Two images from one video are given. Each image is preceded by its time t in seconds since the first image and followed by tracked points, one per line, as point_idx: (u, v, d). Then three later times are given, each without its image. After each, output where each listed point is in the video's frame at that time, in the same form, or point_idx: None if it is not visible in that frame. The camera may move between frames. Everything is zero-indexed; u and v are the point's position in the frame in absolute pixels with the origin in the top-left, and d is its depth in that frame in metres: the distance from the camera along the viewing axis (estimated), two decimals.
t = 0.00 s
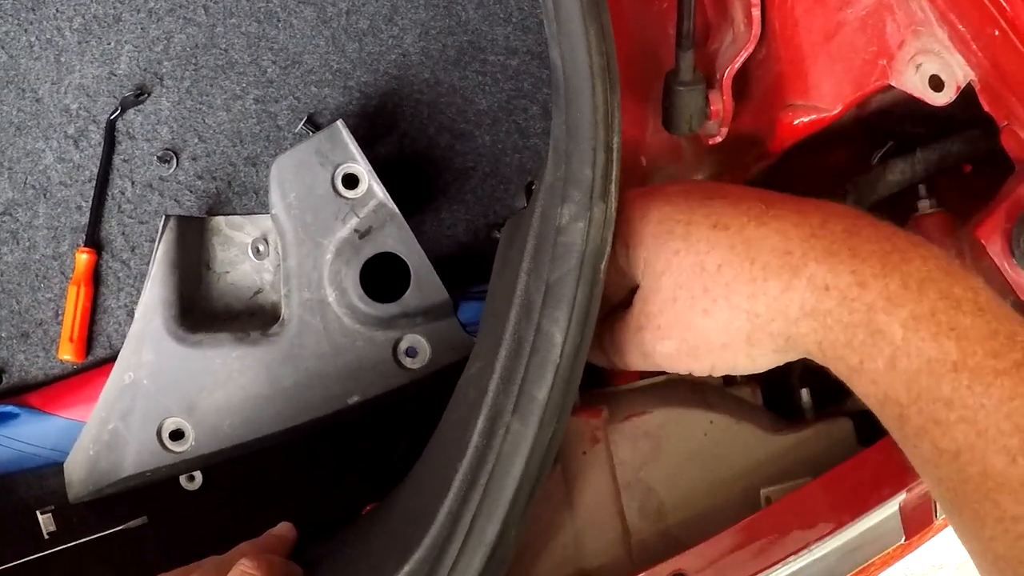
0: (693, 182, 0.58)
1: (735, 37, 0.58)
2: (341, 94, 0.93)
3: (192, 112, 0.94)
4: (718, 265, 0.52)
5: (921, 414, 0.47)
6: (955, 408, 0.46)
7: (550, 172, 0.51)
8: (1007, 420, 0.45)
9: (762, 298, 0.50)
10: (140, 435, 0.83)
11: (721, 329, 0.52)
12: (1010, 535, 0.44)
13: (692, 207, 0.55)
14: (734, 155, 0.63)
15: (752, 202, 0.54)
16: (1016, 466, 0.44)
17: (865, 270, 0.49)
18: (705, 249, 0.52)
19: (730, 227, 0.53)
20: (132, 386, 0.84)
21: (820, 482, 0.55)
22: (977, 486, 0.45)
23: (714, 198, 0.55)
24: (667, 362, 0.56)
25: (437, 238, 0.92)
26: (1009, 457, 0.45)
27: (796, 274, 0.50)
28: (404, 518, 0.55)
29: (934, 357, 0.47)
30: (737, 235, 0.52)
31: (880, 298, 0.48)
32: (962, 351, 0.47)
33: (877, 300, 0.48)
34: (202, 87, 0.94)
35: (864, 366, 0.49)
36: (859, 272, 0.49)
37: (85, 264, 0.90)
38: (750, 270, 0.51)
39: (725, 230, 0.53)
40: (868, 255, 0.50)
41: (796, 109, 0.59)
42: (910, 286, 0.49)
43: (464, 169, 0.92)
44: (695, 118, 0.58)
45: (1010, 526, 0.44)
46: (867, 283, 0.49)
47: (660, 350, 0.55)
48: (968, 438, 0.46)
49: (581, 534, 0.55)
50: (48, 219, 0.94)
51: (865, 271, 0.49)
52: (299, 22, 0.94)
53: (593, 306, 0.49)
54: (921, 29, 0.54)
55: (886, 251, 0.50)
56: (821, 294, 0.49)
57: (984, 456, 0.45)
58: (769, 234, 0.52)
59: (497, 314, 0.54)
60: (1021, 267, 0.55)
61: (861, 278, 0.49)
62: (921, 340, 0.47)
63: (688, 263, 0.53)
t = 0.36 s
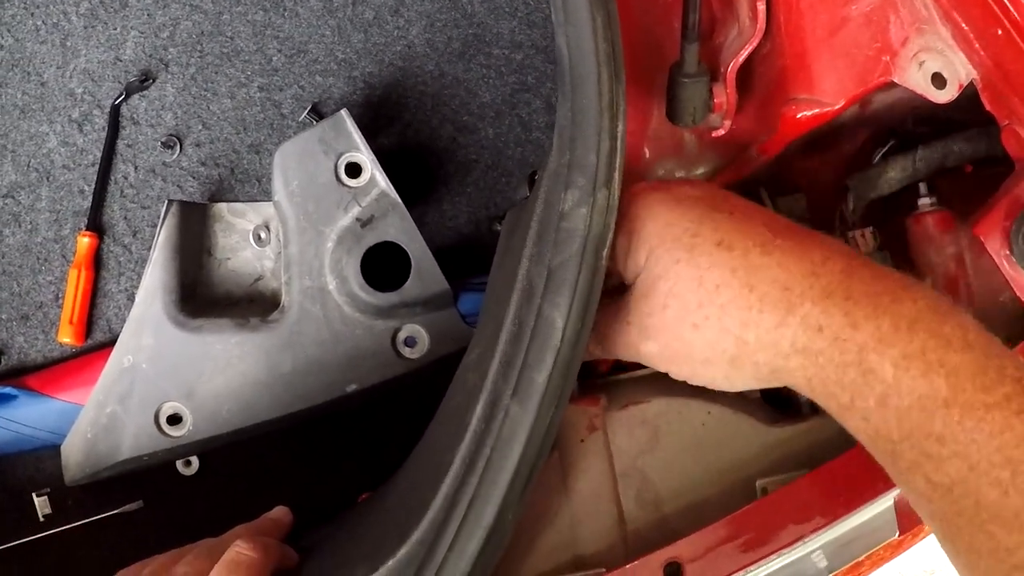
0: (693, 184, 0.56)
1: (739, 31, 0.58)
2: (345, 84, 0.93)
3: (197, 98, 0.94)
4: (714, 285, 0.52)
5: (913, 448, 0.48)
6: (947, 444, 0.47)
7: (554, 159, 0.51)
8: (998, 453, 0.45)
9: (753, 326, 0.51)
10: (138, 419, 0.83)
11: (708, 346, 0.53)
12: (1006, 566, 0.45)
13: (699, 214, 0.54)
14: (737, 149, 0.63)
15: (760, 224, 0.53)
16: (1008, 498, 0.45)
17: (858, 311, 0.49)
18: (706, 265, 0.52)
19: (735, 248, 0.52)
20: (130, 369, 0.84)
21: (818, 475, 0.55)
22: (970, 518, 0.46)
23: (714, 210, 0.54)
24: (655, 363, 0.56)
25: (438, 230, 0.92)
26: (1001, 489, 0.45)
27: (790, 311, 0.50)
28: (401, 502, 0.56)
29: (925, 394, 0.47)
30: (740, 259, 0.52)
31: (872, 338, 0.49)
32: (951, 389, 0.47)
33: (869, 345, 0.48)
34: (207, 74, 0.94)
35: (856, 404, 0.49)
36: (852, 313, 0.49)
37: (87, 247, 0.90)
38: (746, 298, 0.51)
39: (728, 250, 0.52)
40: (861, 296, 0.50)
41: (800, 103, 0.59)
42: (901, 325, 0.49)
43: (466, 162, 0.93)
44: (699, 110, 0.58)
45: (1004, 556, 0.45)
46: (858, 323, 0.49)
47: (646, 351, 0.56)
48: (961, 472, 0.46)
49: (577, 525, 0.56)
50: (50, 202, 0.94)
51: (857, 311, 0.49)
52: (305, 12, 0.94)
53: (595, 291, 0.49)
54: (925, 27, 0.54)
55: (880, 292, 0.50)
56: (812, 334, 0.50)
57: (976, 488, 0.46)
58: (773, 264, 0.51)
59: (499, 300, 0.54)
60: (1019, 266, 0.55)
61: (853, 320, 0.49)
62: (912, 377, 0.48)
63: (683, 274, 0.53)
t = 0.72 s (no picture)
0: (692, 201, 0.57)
1: (746, 31, 0.59)
2: (351, 77, 0.94)
3: (203, 88, 0.95)
4: (706, 322, 0.52)
5: (897, 491, 0.47)
6: (930, 488, 0.46)
7: (561, 151, 0.52)
8: (982, 497, 0.45)
9: (742, 367, 0.51)
10: (138, 406, 0.84)
11: (697, 380, 0.53)
12: None
13: (698, 249, 0.54)
14: (740, 147, 0.63)
15: (758, 267, 0.53)
16: (990, 540, 0.45)
17: (846, 358, 0.49)
18: (702, 302, 0.52)
19: (732, 287, 0.52)
20: (132, 356, 0.84)
21: (806, 473, 0.56)
22: (953, 560, 0.45)
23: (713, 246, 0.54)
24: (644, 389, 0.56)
25: (441, 224, 0.92)
26: (983, 532, 0.45)
27: (781, 357, 0.50)
28: (403, 489, 0.56)
29: (909, 440, 0.47)
30: (736, 300, 0.52)
31: (858, 385, 0.49)
32: (936, 434, 0.47)
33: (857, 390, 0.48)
34: (214, 64, 0.95)
35: (839, 448, 0.49)
36: (840, 360, 0.49)
37: (90, 234, 0.91)
38: (739, 339, 0.51)
39: (725, 289, 0.52)
40: (850, 342, 0.50)
41: (804, 102, 0.58)
42: (888, 373, 0.48)
43: (470, 157, 0.93)
44: (704, 107, 0.58)
45: None
46: (846, 370, 0.49)
47: (634, 375, 0.55)
48: (944, 515, 0.46)
49: (576, 515, 0.56)
50: (54, 188, 0.95)
51: (846, 359, 0.49)
52: (313, 5, 0.95)
53: (598, 281, 0.50)
54: (928, 30, 0.56)
55: (870, 339, 0.49)
56: (801, 380, 0.50)
57: (959, 530, 0.45)
58: (767, 308, 0.51)
59: (503, 290, 0.55)
60: (1017, 266, 0.56)
61: (842, 366, 0.49)
62: (897, 425, 0.47)
63: (677, 308, 0.53)
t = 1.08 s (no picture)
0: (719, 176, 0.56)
1: (744, 30, 0.59)
2: (349, 71, 0.94)
3: (201, 80, 0.94)
4: (744, 296, 0.50)
5: (931, 466, 0.48)
6: (964, 463, 0.47)
7: (555, 146, 0.51)
8: (1017, 478, 0.46)
9: (780, 339, 0.49)
10: (130, 397, 0.84)
11: (737, 354, 0.51)
12: None
13: (731, 219, 0.52)
14: (735, 146, 0.64)
15: (790, 234, 0.51)
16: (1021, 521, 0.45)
17: (887, 325, 0.48)
18: (737, 276, 0.50)
19: (765, 259, 0.50)
20: (124, 346, 0.84)
21: (802, 470, 0.56)
22: (981, 533, 0.46)
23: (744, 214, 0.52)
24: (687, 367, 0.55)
25: (437, 220, 0.92)
26: (1014, 513, 0.45)
27: (819, 326, 0.49)
28: (390, 484, 0.56)
29: (949, 414, 0.47)
30: (768, 270, 0.50)
31: (899, 355, 0.48)
32: (976, 410, 0.47)
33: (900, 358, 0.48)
34: (212, 57, 0.95)
35: (878, 417, 0.49)
36: (882, 327, 0.48)
37: (85, 224, 0.91)
38: (774, 311, 0.49)
39: (758, 262, 0.50)
40: (890, 310, 0.49)
41: (799, 102, 0.59)
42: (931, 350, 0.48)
43: (467, 154, 0.93)
44: (700, 106, 0.58)
45: None
46: (887, 338, 0.48)
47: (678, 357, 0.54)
48: (976, 492, 0.46)
49: (563, 513, 0.56)
50: (50, 178, 0.95)
51: (887, 326, 0.48)
52: None
53: (590, 277, 0.49)
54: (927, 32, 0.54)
55: (912, 308, 0.49)
56: (840, 346, 0.49)
57: (990, 508, 0.46)
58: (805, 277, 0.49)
59: (494, 285, 0.55)
60: (1011, 270, 0.55)
61: (883, 333, 0.48)
62: (937, 397, 0.47)
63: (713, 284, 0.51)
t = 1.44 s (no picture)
0: (671, 177, 0.54)
1: (733, 31, 0.58)
2: (345, 68, 0.94)
3: (197, 75, 0.95)
4: (705, 310, 0.50)
5: (893, 459, 0.48)
6: (925, 455, 0.47)
7: (541, 145, 0.51)
8: (978, 466, 0.45)
9: (745, 349, 0.50)
10: (123, 390, 0.84)
11: (708, 365, 0.52)
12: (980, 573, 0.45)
13: (683, 229, 0.51)
14: (723, 147, 0.64)
15: (741, 237, 0.51)
16: (985, 508, 0.45)
17: (842, 325, 0.48)
18: (693, 291, 0.50)
19: (735, 264, 0.50)
20: (118, 340, 0.84)
21: (785, 475, 0.56)
22: (948, 526, 0.46)
23: (696, 222, 0.51)
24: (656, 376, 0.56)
25: (431, 217, 0.92)
26: (980, 500, 0.45)
27: (776, 334, 0.49)
28: (374, 480, 0.56)
29: (906, 407, 0.47)
30: (724, 281, 0.50)
31: (854, 352, 0.48)
32: (933, 402, 0.47)
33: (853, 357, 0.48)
34: (209, 52, 0.95)
35: (838, 414, 0.49)
36: (836, 327, 0.48)
37: (81, 217, 0.91)
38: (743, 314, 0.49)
39: (711, 273, 0.50)
40: (845, 308, 0.49)
41: (788, 103, 0.59)
42: (888, 346, 0.48)
43: (462, 151, 0.93)
44: (689, 107, 0.58)
45: (978, 565, 0.45)
46: (841, 338, 0.48)
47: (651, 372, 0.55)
48: (940, 482, 0.46)
49: (547, 511, 0.56)
50: (46, 170, 0.95)
51: (843, 326, 0.48)
52: None
53: (574, 275, 0.50)
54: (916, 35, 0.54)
55: (866, 303, 0.49)
56: (798, 351, 0.49)
57: (955, 497, 0.46)
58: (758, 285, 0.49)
59: (480, 284, 0.55)
60: (998, 274, 0.55)
61: (838, 334, 0.48)
62: (893, 393, 0.47)
63: (670, 300, 0.51)
